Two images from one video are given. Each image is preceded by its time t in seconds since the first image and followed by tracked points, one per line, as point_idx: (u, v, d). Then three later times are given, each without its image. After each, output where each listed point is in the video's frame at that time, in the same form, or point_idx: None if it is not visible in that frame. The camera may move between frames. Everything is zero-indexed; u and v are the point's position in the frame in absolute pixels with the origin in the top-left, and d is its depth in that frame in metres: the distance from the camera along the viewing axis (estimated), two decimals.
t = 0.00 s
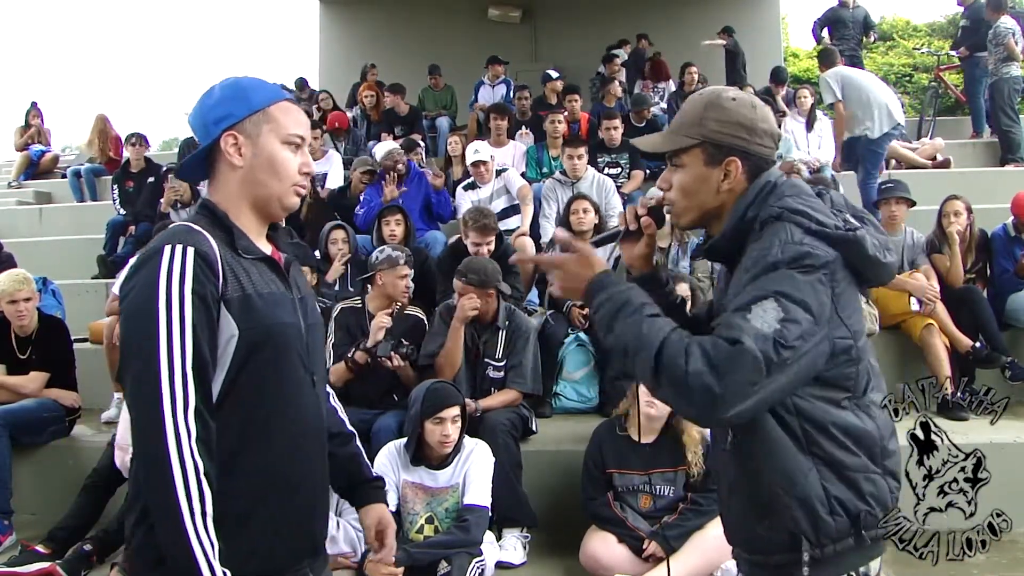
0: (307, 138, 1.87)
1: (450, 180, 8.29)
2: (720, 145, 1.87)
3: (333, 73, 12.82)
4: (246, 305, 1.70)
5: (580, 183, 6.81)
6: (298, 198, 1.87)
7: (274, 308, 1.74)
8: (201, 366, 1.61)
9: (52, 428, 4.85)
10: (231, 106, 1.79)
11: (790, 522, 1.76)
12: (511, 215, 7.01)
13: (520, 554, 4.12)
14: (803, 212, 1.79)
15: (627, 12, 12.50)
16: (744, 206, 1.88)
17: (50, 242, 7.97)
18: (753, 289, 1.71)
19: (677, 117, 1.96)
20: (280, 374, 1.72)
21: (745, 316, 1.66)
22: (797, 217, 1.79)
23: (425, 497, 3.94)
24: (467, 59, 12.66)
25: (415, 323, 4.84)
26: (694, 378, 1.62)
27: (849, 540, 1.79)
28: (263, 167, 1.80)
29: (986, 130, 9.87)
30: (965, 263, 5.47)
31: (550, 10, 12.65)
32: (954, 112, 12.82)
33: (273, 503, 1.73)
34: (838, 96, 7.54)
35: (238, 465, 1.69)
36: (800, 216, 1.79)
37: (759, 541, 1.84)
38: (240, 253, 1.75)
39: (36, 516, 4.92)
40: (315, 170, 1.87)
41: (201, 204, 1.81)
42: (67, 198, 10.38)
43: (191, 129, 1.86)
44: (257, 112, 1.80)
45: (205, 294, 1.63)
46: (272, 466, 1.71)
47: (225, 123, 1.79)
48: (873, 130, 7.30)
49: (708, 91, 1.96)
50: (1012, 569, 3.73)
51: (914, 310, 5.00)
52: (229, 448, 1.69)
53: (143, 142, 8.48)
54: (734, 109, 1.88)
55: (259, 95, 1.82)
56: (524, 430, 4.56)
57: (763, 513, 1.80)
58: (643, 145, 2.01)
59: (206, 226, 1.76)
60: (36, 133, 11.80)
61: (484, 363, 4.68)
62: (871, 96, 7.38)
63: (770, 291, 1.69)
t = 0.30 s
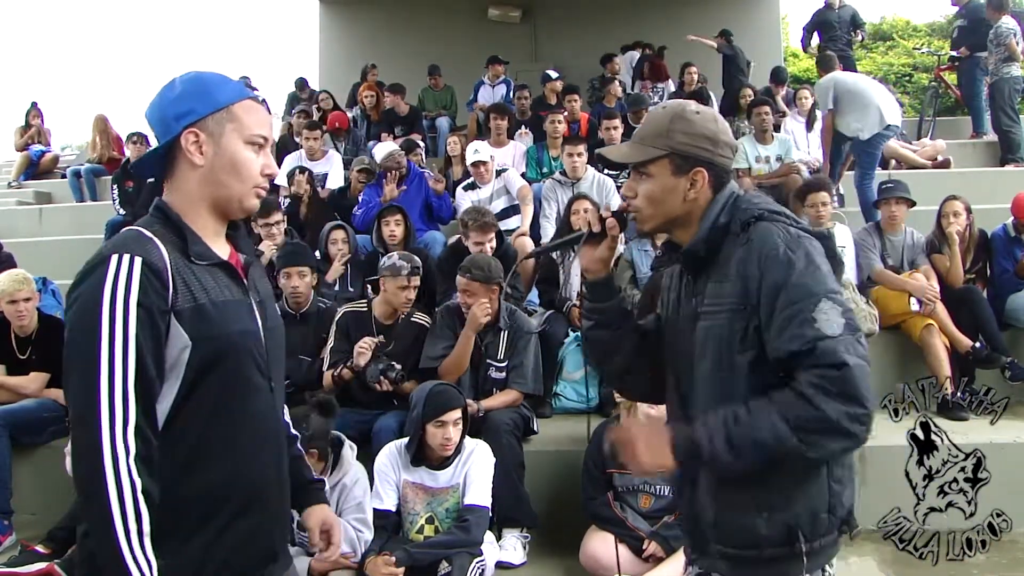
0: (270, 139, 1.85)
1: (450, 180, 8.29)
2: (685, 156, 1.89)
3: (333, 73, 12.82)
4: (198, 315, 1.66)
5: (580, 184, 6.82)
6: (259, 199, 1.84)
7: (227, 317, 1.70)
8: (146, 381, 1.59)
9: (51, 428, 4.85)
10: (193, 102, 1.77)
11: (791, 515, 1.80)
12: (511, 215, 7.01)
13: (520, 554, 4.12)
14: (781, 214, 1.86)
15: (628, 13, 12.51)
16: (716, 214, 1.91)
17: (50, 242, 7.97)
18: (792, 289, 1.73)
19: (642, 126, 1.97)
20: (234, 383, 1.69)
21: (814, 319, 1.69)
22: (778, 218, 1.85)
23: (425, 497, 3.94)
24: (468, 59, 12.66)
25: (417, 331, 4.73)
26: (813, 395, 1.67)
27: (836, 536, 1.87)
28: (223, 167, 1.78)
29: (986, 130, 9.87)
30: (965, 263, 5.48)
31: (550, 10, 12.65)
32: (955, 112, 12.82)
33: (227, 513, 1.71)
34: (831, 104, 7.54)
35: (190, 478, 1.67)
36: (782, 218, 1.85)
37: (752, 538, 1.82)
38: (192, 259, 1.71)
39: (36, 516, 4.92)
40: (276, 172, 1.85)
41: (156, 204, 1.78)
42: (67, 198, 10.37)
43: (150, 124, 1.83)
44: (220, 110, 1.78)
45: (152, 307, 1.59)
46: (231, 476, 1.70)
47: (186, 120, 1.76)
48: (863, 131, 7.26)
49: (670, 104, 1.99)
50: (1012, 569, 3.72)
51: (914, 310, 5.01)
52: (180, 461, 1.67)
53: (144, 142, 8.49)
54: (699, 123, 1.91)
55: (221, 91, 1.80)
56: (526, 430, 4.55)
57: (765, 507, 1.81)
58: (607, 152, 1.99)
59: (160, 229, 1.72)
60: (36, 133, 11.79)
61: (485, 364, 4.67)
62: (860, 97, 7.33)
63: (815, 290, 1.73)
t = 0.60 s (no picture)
0: (245, 141, 1.85)
1: (450, 181, 8.29)
2: (702, 135, 1.92)
3: (333, 73, 12.82)
4: (176, 318, 1.68)
5: (580, 184, 6.81)
6: (233, 202, 1.84)
7: (203, 320, 1.71)
8: (133, 380, 1.59)
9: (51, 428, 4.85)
10: (168, 101, 1.76)
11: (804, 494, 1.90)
12: (511, 215, 7.02)
13: (520, 554, 4.11)
14: (803, 213, 1.99)
15: (627, 12, 12.50)
16: (743, 202, 1.96)
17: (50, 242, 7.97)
18: (839, 295, 1.88)
19: (656, 105, 1.99)
20: (210, 383, 1.71)
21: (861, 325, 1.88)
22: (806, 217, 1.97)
23: (426, 497, 3.94)
24: (467, 59, 12.65)
25: (418, 334, 4.81)
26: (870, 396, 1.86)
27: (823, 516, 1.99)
28: (199, 169, 1.77)
29: (986, 130, 9.86)
30: (965, 263, 5.48)
31: (550, 10, 12.65)
32: (955, 113, 12.83)
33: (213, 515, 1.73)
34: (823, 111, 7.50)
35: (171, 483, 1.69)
36: (803, 216, 1.99)
37: (757, 517, 1.87)
38: (166, 261, 1.72)
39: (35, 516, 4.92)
40: (250, 175, 1.85)
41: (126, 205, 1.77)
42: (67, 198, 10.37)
43: (121, 122, 1.81)
44: (196, 110, 1.78)
45: (130, 309, 1.60)
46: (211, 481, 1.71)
47: (161, 120, 1.76)
48: (859, 131, 7.21)
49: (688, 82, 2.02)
50: (1013, 570, 3.73)
51: (914, 310, 5.01)
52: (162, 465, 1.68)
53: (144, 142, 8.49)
54: (718, 104, 1.95)
55: (197, 92, 1.79)
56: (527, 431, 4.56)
57: (780, 486, 1.88)
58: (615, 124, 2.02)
59: (131, 230, 1.73)
60: (36, 133, 11.79)
61: (484, 366, 4.66)
62: (852, 96, 7.30)
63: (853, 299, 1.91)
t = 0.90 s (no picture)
0: (245, 141, 1.86)
1: (450, 181, 8.30)
2: (741, 144, 1.89)
3: (333, 74, 12.82)
4: (183, 312, 1.71)
5: (580, 184, 6.81)
6: (234, 202, 1.85)
7: (210, 315, 1.75)
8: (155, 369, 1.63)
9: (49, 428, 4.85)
10: (169, 102, 1.76)
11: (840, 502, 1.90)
12: (511, 214, 7.01)
13: (520, 554, 4.12)
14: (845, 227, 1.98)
15: (627, 12, 12.51)
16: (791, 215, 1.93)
17: (49, 242, 7.97)
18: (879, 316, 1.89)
19: (691, 111, 1.96)
20: (218, 377, 1.74)
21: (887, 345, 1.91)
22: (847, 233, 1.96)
23: (425, 497, 3.94)
24: (467, 59, 12.66)
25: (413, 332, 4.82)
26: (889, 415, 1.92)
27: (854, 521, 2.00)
28: (199, 169, 1.78)
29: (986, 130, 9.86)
30: (965, 263, 5.48)
31: (550, 10, 12.65)
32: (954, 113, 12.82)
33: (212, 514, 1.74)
34: (822, 111, 7.48)
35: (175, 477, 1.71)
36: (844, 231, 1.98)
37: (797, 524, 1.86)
38: (171, 257, 1.75)
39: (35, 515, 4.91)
40: (251, 175, 1.86)
41: (128, 204, 1.77)
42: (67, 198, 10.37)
43: (121, 123, 1.82)
44: (197, 110, 1.78)
45: (144, 299, 1.64)
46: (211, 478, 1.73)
47: (161, 120, 1.76)
48: (857, 131, 7.20)
49: (724, 86, 1.97)
50: (1012, 569, 3.72)
51: (914, 310, 5.01)
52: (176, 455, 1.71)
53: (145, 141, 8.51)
54: (756, 111, 1.91)
55: (198, 93, 1.80)
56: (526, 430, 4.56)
57: (821, 494, 1.88)
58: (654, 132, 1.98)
59: (133, 227, 1.74)
60: (36, 133, 11.80)
61: (479, 365, 4.65)
62: (848, 97, 7.29)
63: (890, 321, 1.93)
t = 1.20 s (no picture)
0: (282, 141, 1.87)
1: (450, 181, 8.30)
2: (794, 133, 1.86)
3: (333, 74, 12.82)
4: (220, 310, 1.73)
5: (580, 184, 6.81)
6: (272, 201, 1.86)
7: (248, 313, 1.76)
8: (192, 367, 1.64)
9: (49, 429, 4.84)
10: (206, 103, 1.78)
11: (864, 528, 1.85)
12: (512, 214, 6.99)
13: (520, 554, 4.12)
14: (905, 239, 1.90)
15: (627, 12, 12.51)
16: (841, 218, 1.90)
17: (48, 243, 7.98)
18: (924, 339, 1.79)
19: (746, 101, 1.95)
20: (253, 376, 1.75)
21: (938, 369, 1.80)
22: (906, 244, 1.89)
23: (425, 497, 3.94)
24: (467, 59, 12.66)
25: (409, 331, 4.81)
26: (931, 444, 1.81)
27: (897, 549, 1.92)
28: (238, 168, 1.79)
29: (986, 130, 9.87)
30: (965, 263, 5.48)
31: (550, 10, 12.65)
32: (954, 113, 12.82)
33: (214, 515, 1.73)
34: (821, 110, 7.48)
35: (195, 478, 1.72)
36: (903, 244, 1.90)
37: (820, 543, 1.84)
38: (210, 255, 1.76)
39: (36, 516, 4.91)
40: (288, 174, 1.87)
41: (168, 201, 1.79)
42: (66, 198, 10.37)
43: (162, 123, 1.84)
44: (235, 111, 1.80)
45: (185, 295, 1.66)
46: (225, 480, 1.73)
47: (199, 121, 1.77)
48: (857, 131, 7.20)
49: (780, 76, 1.95)
50: (1013, 569, 3.72)
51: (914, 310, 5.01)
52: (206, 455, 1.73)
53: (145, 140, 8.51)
54: (811, 99, 1.89)
55: (236, 94, 1.81)
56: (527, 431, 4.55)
57: (840, 517, 1.84)
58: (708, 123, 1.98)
59: (175, 225, 1.76)
60: (35, 133, 11.79)
61: (477, 364, 4.64)
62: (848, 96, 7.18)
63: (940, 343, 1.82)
